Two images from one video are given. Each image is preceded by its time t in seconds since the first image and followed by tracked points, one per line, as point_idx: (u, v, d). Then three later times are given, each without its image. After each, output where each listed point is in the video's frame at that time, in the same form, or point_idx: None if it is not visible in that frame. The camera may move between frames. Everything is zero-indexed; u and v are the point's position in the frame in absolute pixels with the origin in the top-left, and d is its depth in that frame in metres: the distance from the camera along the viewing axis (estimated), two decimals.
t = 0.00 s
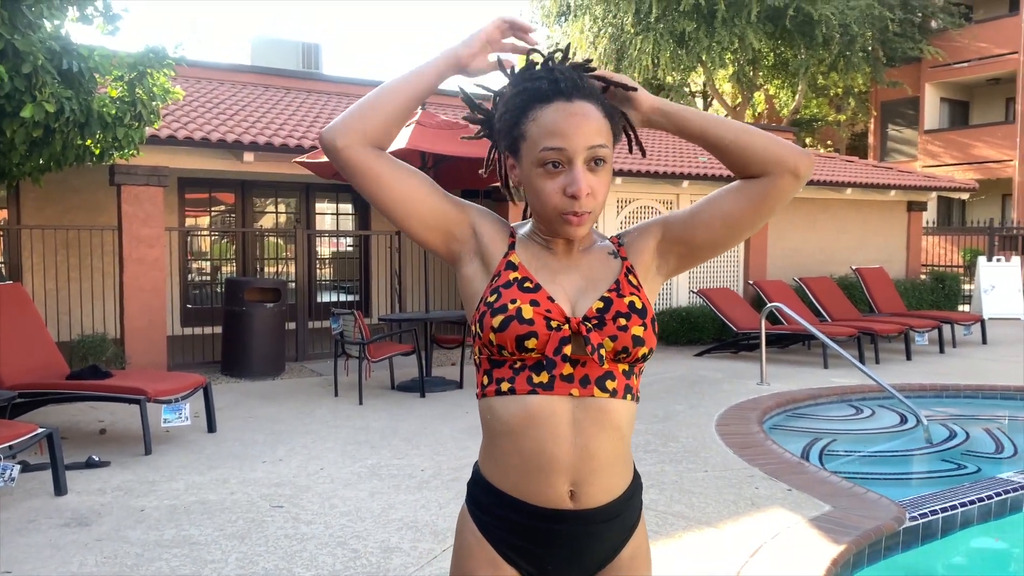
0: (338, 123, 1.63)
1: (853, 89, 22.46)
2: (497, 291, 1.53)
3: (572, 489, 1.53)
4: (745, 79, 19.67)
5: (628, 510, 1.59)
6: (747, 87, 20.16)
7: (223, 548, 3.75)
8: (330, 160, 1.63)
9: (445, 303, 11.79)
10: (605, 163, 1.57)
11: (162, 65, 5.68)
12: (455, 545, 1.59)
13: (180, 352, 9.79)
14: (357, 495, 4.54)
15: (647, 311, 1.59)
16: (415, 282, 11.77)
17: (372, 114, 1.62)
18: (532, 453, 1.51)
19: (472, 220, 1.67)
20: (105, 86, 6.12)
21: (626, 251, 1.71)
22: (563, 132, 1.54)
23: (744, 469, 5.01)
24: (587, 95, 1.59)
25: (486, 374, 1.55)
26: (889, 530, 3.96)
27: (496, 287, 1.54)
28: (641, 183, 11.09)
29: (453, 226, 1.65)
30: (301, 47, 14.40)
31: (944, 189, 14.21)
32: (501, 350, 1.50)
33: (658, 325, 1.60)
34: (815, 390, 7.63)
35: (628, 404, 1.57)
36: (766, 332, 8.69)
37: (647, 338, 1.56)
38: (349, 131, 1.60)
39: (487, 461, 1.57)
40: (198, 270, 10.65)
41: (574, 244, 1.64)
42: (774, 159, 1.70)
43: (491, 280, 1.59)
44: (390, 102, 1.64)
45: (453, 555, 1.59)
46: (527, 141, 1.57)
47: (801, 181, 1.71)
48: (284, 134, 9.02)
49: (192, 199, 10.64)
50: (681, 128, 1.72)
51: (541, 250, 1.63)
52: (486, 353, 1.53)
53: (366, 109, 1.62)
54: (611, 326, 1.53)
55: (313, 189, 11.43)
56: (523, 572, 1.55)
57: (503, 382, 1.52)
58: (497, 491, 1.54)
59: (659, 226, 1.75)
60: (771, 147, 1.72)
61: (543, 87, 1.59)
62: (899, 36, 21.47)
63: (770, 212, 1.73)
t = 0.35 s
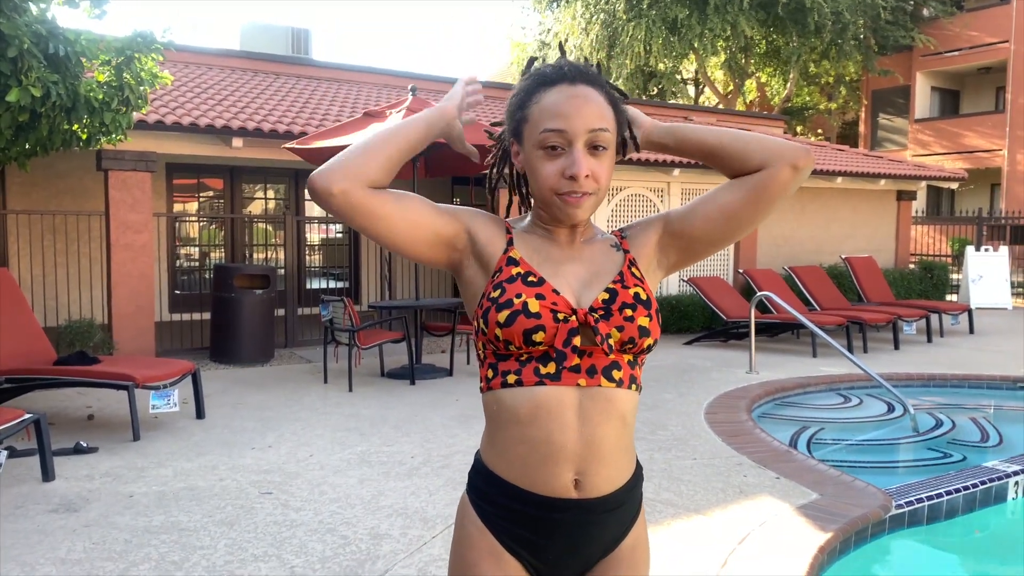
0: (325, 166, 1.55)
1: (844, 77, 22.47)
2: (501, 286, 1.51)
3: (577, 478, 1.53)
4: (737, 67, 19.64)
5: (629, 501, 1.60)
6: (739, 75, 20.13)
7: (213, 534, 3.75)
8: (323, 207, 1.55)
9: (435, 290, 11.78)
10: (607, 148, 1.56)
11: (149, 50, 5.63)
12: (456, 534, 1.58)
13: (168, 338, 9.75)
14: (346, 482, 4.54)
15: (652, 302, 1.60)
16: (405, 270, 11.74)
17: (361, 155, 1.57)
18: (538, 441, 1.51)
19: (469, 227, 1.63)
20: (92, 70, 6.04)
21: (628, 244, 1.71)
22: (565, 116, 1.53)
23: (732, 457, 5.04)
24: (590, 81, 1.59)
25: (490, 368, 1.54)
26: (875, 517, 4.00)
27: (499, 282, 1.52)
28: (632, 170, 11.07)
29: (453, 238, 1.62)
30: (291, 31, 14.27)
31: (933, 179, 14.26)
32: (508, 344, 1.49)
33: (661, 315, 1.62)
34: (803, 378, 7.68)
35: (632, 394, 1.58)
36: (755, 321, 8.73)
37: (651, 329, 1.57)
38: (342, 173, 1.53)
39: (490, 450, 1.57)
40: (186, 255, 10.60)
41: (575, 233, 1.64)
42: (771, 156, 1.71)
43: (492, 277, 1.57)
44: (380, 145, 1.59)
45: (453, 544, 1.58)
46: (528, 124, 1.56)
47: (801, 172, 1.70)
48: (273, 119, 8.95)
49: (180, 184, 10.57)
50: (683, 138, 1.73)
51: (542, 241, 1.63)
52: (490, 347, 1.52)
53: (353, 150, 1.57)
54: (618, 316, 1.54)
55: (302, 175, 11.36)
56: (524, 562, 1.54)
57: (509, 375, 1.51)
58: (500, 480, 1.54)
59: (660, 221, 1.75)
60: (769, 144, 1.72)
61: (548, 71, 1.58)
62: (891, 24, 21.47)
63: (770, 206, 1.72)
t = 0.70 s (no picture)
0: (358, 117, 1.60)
1: (854, 67, 22.31)
2: (515, 281, 1.52)
3: (594, 477, 1.53)
4: (745, 58, 19.55)
5: (647, 499, 1.59)
6: (748, 66, 20.03)
7: (224, 529, 3.77)
8: (350, 155, 1.60)
9: (444, 285, 11.79)
10: (616, 139, 1.56)
11: (157, 46, 5.65)
12: (472, 533, 1.58)
13: (179, 334, 9.80)
14: (357, 477, 4.55)
15: (665, 296, 1.59)
16: (414, 264, 11.76)
17: (397, 115, 1.61)
18: (554, 439, 1.51)
19: (486, 215, 1.64)
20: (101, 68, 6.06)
21: (640, 236, 1.70)
22: (572, 108, 1.52)
23: (743, 450, 5.03)
24: (601, 70, 1.57)
25: (505, 364, 1.54)
26: (887, 510, 3.98)
27: (513, 278, 1.53)
28: (640, 163, 11.04)
29: (468, 220, 1.63)
30: (299, 27, 14.28)
31: (944, 169, 14.16)
32: (521, 341, 1.49)
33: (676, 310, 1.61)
34: (813, 371, 7.65)
35: (648, 391, 1.57)
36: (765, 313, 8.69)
37: (666, 323, 1.57)
38: (373, 126, 1.58)
39: (507, 450, 1.57)
40: (196, 252, 10.64)
41: (587, 227, 1.63)
42: (770, 130, 1.70)
43: (506, 271, 1.58)
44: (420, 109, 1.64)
45: (469, 542, 1.59)
46: (535, 117, 1.55)
47: (803, 146, 1.70)
48: (281, 115, 8.96)
49: (189, 181, 10.61)
50: (681, 116, 1.73)
51: (555, 236, 1.63)
52: (505, 344, 1.52)
53: (391, 108, 1.61)
54: (631, 312, 1.53)
55: (311, 170, 11.37)
56: (540, 561, 1.54)
57: (523, 372, 1.51)
58: (515, 479, 1.54)
59: (667, 210, 1.74)
60: (767, 117, 1.72)
61: (558, 63, 1.56)
62: (901, 14, 21.28)
63: (775, 181, 1.71)
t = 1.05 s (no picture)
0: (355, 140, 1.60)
1: (848, 86, 22.48)
2: (512, 305, 1.52)
3: (595, 505, 1.52)
4: (741, 78, 19.71)
5: (649, 526, 1.57)
6: (743, 86, 20.19)
7: (223, 557, 3.73)
8: (346, 180, 1.59)
9: (443, 307, 11.78)
10: (612, 170, 1.56)
11: (156, 73, 5.68)
12: (472, 562, 1.58)
13: (178, 359, 9.77)
14: (357, 502, 4.52)
15: (663, 319, 1.58)
16: (413, 286, 11.76)
17: (394, 137, 1.60)
18: (553, 466, 1.50)
19: (483, 240, 1.64)
20: (100, 95, 6.09)
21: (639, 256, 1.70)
22: (567, 139, 1.52)
23: (745, 470, 5.00)
24: (596, 99, 1.57)
25: (503, 390, 1.54)
26: (891, 530, 3.94)
27: (509, 302, 1.53)
28: (637, 184, 11.09)
29: (464, 246, 1.63)
30: (297, 52, 14.40)
31: (941, 186, 14.22)
32: (519, 366, 1.49)
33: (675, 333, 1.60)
34: (814, 389, 7.63)
35: (648, 416, 1.56)
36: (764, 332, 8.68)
37: (665, 347, 1.56)
38: (370, 151, 1.57)
39: (506, 477, 1.56)
40: (195, 276, 10.64)
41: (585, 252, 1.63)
42: (771, 152, 1.68)
43: (503, 296, 1.58)
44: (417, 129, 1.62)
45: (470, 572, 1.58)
46: (532, 146, 1.56)
47: (802, 168, 1.68)
48: (279, 139, 9.01)
49: (188, 205, 10.64)
50: (677, 136, 1.72)
51: (553, 261, 1.63)
52: (502, 369, 1.52)
53: (388, 131, 1.60)
54: (629, 336, 1.53)
55: (309, 194, 11.40)
56: None
57: (521, 398, 1.51)
58: (515, 506, 1.53)
59: (666, 233, 1.75)
60: (766, 138, 1.70)
61: (557, 91, 1.56)
62: (894, 33, 21.47)
63: (774, 204, 1.70)
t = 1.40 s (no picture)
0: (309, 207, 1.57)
1: (829, 95, 22.73)
2: (488, 322, 1.51)
3: (572, 515, 1.52)
4: (723, 86, 19.87)
5: (627, 537, 1.58)
6: (726, 94, 20.37)
7: (203, 566, 3.70)
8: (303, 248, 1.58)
9: (426, 313, 11.76)
10: (590, 183, 1.56)
11: (137, 77, 5.63)
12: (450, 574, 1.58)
13: (157, 365, 9.67)
14: (338, 510, 4.50)
15: (642, 334, 1.58)
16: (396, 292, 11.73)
17: (346, 200, 1.57)
18: (531, 478, 1.50)
19: (456, 263, 1.64)
20: (80, 99, 6.04)
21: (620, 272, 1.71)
22: (546, 151, 1.53)
23: (726, 477, 5.03)
24: (576, 111, 1.58)
25: (481, 404, 1.54)
26: (870, 535, 3.98)
27: (485, 318, 1.52)
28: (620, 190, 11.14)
29: (434, 276, 1.63)
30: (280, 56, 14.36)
31: (919, 194, 14.40)
32: (495, 382, 1.49)
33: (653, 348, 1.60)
34: (795, 395, 7.68)
35: (625, 429, 1.56)
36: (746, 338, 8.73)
37: (643, 362, 1.56)
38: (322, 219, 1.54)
39: (483, 489, 1.57)
40: (176, 281, 10.56)
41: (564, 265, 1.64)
42: (776, 206, 1.68)
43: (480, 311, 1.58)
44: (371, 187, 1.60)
45: None
46: (511, 156, 1.57)
47: (804, 228, 1.69)
48: (262, 144, 8.97)
49: (169, 210, 10.56)
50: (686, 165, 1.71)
51: (531, 275, 1.63)
52: (479, 385, 1.52)
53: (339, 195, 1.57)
54: (607, 351, 1.52)
55: (292, 199, 11.35)
56: None
57: (499, 412, 1.51)
58: (492, 518, 1.53)
59: (655, 253, 1.75)
60: (776, 192, 1.69)
61: (534, 102, 1.59)
62: (874, 42, 21.63)
63: (764, 255, 1.71)
